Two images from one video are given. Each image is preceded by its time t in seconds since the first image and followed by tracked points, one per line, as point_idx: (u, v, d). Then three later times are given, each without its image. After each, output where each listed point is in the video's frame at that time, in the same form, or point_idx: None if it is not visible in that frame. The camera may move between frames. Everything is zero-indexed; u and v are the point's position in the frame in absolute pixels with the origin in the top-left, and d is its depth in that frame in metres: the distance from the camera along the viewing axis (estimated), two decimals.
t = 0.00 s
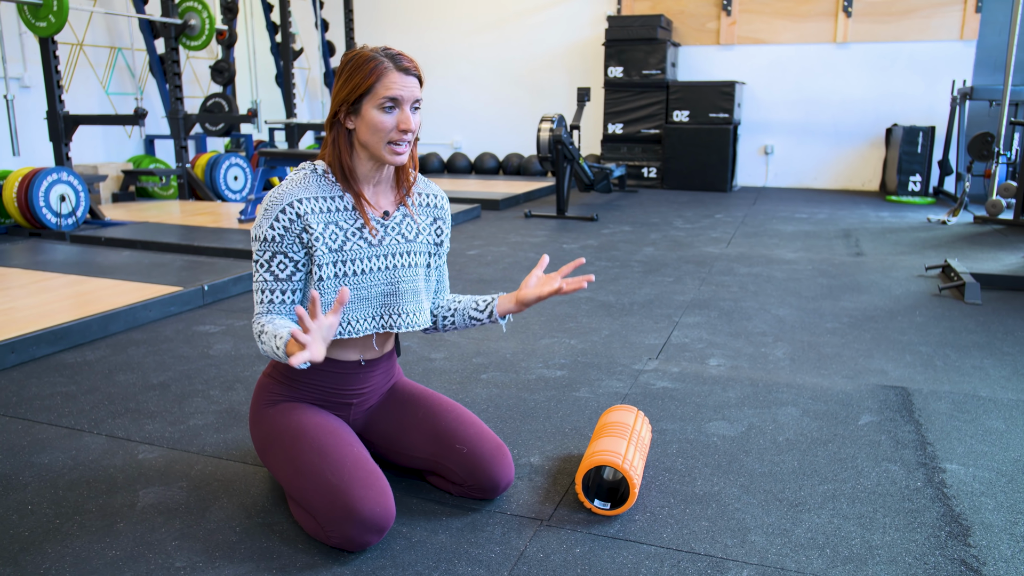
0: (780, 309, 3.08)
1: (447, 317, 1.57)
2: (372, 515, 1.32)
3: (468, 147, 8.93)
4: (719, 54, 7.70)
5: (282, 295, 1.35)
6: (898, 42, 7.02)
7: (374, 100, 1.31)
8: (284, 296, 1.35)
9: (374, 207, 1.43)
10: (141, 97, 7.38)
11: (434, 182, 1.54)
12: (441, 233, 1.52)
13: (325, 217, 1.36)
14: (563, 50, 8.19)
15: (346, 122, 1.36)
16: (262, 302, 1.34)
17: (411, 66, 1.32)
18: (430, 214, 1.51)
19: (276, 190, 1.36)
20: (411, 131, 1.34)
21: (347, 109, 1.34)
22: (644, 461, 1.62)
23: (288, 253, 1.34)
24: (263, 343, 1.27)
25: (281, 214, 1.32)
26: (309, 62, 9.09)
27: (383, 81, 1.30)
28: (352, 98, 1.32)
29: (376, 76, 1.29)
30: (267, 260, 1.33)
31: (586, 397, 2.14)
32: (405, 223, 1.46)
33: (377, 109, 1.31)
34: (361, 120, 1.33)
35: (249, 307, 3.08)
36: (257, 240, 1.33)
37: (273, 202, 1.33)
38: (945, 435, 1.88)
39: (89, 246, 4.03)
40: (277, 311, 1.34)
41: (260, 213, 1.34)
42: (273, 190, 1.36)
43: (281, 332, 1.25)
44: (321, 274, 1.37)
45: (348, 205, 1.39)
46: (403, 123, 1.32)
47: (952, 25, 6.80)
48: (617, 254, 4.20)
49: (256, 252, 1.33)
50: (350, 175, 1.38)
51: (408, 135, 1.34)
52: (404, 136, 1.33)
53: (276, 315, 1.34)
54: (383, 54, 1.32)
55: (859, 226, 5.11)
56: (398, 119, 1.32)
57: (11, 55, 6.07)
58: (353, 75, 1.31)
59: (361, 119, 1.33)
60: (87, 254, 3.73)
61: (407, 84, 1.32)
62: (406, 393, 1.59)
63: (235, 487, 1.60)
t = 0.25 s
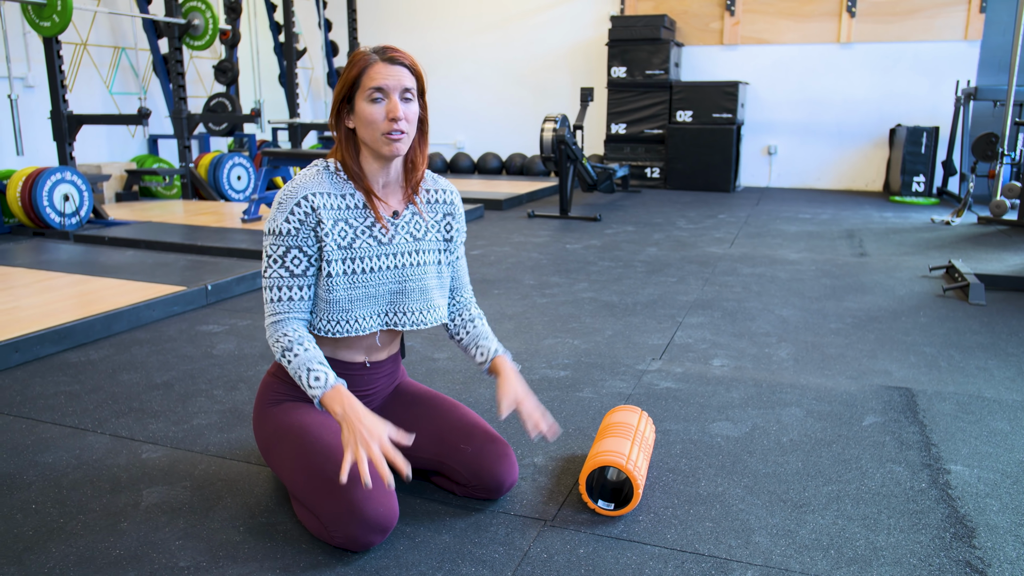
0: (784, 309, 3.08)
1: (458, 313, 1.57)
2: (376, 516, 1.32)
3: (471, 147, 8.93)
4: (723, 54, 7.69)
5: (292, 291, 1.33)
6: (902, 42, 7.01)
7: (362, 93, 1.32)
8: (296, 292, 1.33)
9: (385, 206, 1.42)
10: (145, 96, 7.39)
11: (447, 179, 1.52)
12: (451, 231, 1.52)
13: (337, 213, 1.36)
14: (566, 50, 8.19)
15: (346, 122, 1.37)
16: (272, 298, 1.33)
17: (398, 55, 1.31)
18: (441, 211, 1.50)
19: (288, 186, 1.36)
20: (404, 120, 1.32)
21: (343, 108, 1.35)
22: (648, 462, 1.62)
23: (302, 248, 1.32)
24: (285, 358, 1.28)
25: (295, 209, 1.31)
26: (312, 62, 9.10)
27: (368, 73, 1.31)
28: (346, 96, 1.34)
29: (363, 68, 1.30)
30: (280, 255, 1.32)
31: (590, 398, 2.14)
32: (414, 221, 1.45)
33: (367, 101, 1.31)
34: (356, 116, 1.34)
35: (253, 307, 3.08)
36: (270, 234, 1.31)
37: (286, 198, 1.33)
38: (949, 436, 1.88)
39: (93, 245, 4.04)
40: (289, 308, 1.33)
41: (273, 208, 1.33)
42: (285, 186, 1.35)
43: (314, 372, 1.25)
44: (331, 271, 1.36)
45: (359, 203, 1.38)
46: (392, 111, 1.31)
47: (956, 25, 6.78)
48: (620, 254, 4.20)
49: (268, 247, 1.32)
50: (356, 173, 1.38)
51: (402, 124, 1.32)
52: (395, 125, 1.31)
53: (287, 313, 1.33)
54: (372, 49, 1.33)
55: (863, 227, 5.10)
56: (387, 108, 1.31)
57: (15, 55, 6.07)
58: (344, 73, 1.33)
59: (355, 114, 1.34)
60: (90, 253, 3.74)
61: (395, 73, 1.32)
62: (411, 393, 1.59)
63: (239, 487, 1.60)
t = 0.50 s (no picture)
0: (787, 310, 3.07)
1: (477, 311, 1.56)
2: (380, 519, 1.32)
3: (473, 147, 8.93)
4: (726, 54, 7.68)
5: (307, 296, 1.33)
6: (906, 42, 6.99)
7: (372, 97, 1.32)
8: (309, 296, 1.33)
9: (401, 211, 1.41)
10: (149, 95, 7.40)
11: (467, 181, 1.50)
12: (470, 235, 1.49)
13: (352, 218, 1.35)
14: (569, 49, 8.18)
15: (360, 127, 1.38)
16: (286, 302, 1.32)
17: (406, 58, 1.31)
18: (459, 214, 1.48)
19: (305, 187, 1.35)
20: (412, 123, 1.31)
21: (357, 113, 1.37)
22: (652, 461, 1.62)
23: (317, 252, 1.32)
24: (300, 371, 1.32)
25: (309, 212, 1.31)
26: (315, 61, 9.10)
27: (377, 77, 1.31)
28: (358, 101, 1.35)
29: (370, 72, 1.31)
30: (295, 259, 1.31)
31: (593, 398, 2.14)
32: (431, 226, 1.43)
33: (375, 106, 1.32)
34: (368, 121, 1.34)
35: (256, 306, 3.08)
36: (284, 237, 1.31)
37: (302, 200, 1.32)
38: (954, 437, 1.87)
39: (96, 244, 4.04)
40: (302, 313, 1.33)
41: (288, 210, 1.33)
42: (302, 186, 1.35)
43: (329, 397, 1.31)
44: (345, 276, 1.35)
45: (375, 208, 1.37)
46: (400, 114, 1.30)
47: (960, 25, 6.77)
48: (623, 254, 4.19)
49: (282, 250, 1.31)
50: (371, 178, 1.38)
51: (411, 127, 1.32)
52: (402, 128, 1.31)
53: (301, 318, 1.33)
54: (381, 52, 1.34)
55: (866, 227, 5.09)
56: (394, 111, 1.30)
57: (19, 54, 6.08)
58: (356, 78, 1.34)
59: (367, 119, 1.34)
60: (94, 252, 3.74)
61: (403, 75, 1.31)
62: (417, 394, 1.59)
63: (242, 487, 1.60)
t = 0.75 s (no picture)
0: (792, 310, 3.07)
1: (491, 316, 1.56)
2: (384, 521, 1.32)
3: (476, 147, 8.93)
4: (730, 54, 7.67)
5: (314, 302, 1.33)
6: (910, 42, 6.98)
7: (384, 105, 1.31)
8: (316, 302, 1.33)
9: (413, 219, 1.40)
10: (152, 96, 7.41)
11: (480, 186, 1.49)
12: (483, 242, 1.48)
13: (361, 225, 1.34)
14: (572, 50, 8.18)
15: (371, 135, 1.37)
16: (292, 307, 1.32)
17: (419, 66, 1.30)
18: (472, 221, 1.46)
19: (314, 191, 1.35)
20: (426, 132, 1.31)
21: (367, 121, 1.35)
22: (657, 462, 1.61)
23: (324, 258, 1.32)
24: (306, 377, 1.32)
25: (317, 218, 1.30)
26: (319, 62, 9.11)
27: (390, 85, 1.30)
28: (369, 109, 1.34)
29: (382, 80, 1.29)
30: (303, 265, 1.31)
31: (598, 399, 2.13)
32: (441, 234, 1.42)
33: (387, 114, 1.31)
34: (380, 129, 1.33)
35: (260, 307, 3.09)
36: (292, 242, 1.31)
37: (310, 204, 1.32)
38: (961, 438, 1.87)
39: (100, 244, 4.05)
40: (307, 319, 1.33)
41: (297, 214, 1.32)
42: (312, 191, 1.34)
43: (335, 403, 1.31)
44: (353, 284, 1.35)
45: (385, 215, 1.37)
46: (413, 123, 1.29)
47: (965, 25, 6.76)
48: (627, 255, 4.19)
49: (290, 255, 1.31)
50: (382, 187, 1.37)
51: (425, 136, 1.31)
52: (416, 137, 1.30)
53: (306, 324, 1.33)
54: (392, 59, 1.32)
55: (871, 227, 5.08)
56: (407, 120, 1.30)
57: (24, 55, 6.09)
58: (367, 85, 1.33)
59: (379, 127, 1.33)
60: (98, 253, 3.74)
61: (416, 83, 1.30)
62: (422, 396, 1.59)
63: (247, 488, 1.60)
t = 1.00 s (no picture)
0: (794, 311, 3.06)
1: (493, 317, 1.55)
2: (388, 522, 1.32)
3: (478, 148, 8.93)
4: (732, 55, 7.67)
5: (312, 304, 1.33)
6: (912, 43, 6.97)
7: (388, 110, 1.29)
8: (316, 305, 1.33)
9: (412, 221, 1.40)
10: (155, 96, 7.42)
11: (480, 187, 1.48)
12: (484, 244, 1.48)
13: (358, 226, 1.34)
14: (574, 50, 8.18)
15: (372, 136, 1.35)
16: (292, 308, 1.32)
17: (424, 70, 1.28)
18: (472, 221, 1.46)
19: (312, 192, 1.35)
20: (431, 137, 1.30)
21: (369, 122, 1.33)
22: (659, 464, 1.61)
23: (322, 259, 1.32)
24: (307, 380, 1.32)
25: (315, 219, 1.30)
26: (321, 62, 9.11)
27: (394, 89, 1.28)
28: (372, 111, 1.32)
29: (387, 84, 1.27)
30: (301, 266, 1.31)
31: (600, 399, 2.13)
32: (441, 235, 1.42)
33: (392, 119, 1.29)
34: (382, 132, 1.32)
35: (262, 306, 3.09)
36: (290, 243, 1.31)
37: (308, 205, 1.32)
38: (963, 440, 1.86)
39: (102, 244, 4.05)
40: (307, 321, 1.33)
41: (295, 215, 1.32)
42: (309, 192, 1.34)
43: (336, 405, 1.31)
44: (350, 285, 1.35)
45: (383, 216, 1.36)
46: (418, 130, 1.29)
47: (967, 26, 6.75)
48: (629, 255, 4.18)
49: (288, 256, 1.31)
50: (382, 190, 1.36)
51: (430, 141, 1.30)
52: (421, 143, 1.29)
53: (307, 327, 1.33)
54: (395, 61, 1.30)
55: (872, 228, 5.08)
56: (413, 126, 1.29)
57: (26, 54, 6.10)
58: (369, 87, 1.30)
59: (381, 130, 1.32)
60: (100, 252, 3.74)
61: (422, 88, 1.29)
62: (423, 397, 1.59)
63: (250, 488, 1.60)
